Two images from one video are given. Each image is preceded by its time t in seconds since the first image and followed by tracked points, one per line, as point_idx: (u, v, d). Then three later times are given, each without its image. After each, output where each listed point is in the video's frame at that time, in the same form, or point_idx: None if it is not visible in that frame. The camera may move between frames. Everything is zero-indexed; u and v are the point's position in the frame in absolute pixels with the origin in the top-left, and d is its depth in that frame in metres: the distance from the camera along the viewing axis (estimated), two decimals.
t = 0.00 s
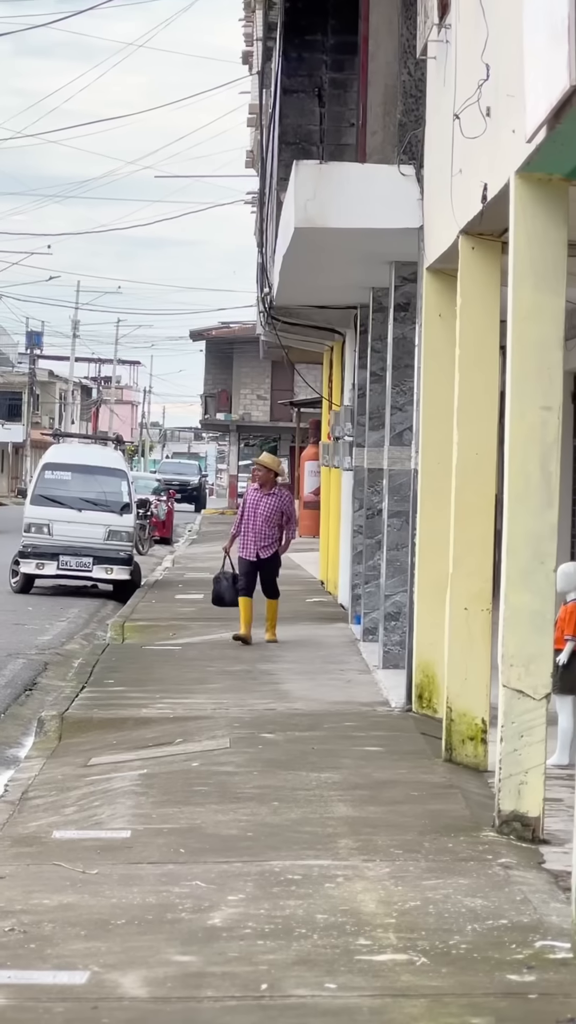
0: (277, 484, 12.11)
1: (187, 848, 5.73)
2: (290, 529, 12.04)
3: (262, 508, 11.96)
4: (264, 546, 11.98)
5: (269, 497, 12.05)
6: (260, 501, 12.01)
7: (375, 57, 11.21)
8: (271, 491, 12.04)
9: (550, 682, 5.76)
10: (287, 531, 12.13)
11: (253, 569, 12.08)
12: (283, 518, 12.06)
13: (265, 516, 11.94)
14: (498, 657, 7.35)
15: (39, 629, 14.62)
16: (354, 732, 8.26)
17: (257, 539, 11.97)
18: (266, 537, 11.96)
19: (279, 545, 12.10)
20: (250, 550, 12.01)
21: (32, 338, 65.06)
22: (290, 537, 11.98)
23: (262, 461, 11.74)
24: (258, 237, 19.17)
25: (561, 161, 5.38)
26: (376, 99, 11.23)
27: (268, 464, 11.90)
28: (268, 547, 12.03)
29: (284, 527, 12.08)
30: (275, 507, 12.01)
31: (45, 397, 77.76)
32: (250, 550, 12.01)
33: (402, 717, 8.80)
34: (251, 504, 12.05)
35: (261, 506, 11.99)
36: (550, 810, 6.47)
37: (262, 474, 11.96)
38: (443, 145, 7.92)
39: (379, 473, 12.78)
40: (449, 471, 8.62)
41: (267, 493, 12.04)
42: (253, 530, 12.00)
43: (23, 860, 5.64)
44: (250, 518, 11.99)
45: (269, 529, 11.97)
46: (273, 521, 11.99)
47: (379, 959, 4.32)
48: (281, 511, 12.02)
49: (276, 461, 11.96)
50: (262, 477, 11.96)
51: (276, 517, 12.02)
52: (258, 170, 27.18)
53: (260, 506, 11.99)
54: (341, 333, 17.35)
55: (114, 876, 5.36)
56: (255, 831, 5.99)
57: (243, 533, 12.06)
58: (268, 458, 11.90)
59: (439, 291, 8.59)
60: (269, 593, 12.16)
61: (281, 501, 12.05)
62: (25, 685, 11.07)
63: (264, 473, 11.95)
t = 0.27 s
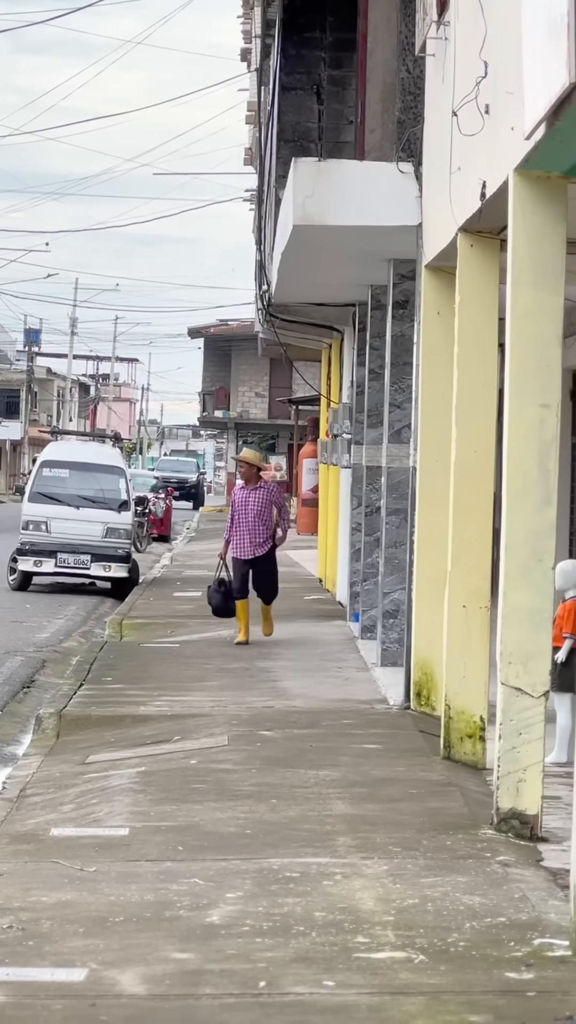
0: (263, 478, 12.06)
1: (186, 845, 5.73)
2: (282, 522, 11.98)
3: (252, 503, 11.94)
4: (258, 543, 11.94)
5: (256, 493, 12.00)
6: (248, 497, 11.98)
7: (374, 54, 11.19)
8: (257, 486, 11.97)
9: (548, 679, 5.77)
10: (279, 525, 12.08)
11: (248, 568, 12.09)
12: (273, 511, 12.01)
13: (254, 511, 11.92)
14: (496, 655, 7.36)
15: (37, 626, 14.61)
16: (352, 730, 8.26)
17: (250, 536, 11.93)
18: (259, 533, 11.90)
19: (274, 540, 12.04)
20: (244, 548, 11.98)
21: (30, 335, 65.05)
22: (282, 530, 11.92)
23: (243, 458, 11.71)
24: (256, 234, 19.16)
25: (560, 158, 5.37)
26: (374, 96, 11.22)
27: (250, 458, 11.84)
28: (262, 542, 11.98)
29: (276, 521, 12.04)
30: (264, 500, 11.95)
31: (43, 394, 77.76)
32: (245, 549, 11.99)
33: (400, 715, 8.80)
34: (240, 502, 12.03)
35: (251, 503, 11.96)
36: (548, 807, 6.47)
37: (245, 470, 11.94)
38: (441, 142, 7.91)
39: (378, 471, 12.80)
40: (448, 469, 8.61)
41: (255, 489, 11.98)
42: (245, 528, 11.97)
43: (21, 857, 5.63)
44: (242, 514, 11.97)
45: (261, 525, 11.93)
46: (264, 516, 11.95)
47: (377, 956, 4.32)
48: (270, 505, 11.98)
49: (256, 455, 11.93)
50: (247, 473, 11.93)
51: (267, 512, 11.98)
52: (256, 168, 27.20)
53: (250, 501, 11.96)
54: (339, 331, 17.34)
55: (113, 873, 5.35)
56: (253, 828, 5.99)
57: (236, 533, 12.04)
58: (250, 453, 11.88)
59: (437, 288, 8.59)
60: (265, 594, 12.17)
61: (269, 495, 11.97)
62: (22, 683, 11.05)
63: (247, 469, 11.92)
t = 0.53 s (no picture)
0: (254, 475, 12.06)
1: (184, 843, 5.73)
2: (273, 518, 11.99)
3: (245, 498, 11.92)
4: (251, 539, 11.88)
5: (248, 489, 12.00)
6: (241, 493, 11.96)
7: (372, 52, 11.15)
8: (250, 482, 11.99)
9: (546, 677, 5.77)
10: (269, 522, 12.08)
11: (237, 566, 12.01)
12: (264, 507, 12.01)
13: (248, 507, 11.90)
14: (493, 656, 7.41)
15: (35, 624, 14.60)
16: (350, 727, 8.26)
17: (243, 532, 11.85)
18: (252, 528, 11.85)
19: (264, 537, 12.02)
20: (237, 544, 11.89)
21: (28, 332, 65.04)
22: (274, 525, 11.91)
23: (241, 454, 11.72)
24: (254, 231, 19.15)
25: (558, 156, 5.37)
26: (373, 94, 11.21)
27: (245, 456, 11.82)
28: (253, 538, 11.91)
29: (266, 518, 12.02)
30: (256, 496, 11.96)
31: (41, 392, 77.76)
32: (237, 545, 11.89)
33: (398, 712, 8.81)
34: (233, 498, 11.99)
35: (244, 498, 11.94)
36: (546, 805, 6.48)
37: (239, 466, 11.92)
38: (440, 139, 7.91)
39: (375, 469, 12.93)
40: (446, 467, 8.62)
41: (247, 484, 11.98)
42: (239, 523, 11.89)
43: (19, 855, 5.63)
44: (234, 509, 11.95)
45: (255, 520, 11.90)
46: (257, 511, 11.94)
47: (375, 954, 4.32)
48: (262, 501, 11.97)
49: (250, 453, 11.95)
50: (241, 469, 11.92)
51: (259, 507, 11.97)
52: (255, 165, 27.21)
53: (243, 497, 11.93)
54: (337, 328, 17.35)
55: (110, 870, 5.35)
56: (251, 826, 5.98)
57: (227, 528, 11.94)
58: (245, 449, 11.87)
59: (435, 286, 8.59)
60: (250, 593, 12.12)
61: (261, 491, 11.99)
62: (20, 681, 11.04)
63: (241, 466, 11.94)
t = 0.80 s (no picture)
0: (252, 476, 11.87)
1: (182, 840, 5.74)
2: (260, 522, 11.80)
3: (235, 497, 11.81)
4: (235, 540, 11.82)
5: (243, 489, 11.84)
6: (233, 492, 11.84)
7: (371, 50, 11.12)
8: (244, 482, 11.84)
9: (544, 675, 5.78)
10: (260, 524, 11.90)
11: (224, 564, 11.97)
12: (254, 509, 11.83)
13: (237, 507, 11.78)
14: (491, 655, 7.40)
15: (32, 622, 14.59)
16: (348, 725, 8.27)
17: (228, 532, 11.82)
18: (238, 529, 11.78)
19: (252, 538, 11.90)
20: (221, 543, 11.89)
21: (27, 331, 65.02)
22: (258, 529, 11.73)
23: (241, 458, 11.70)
24: (253, 229, 19.14)
25: (556, 154, 5.37)
26: (372, 92, 11.21)
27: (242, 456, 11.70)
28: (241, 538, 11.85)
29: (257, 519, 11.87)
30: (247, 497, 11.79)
31: (40, 390, 77.72)
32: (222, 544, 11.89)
33: (397, 710, 8.82)
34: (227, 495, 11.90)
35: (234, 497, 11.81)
36: (544, 803, 6.48)
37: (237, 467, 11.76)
38: (438, 137, 7.91)
39: (374, 467, 12.88)
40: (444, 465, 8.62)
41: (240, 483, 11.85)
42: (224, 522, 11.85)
43: (17, 853, 5.63)
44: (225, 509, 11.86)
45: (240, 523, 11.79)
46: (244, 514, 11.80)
47: (373, 952, 4.32)
48: (253, 503, 11.79)
49: (252, 453, 11.82)
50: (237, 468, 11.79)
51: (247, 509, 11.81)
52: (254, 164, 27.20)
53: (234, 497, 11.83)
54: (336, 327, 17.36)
55: (109, 868, 5.35)
56: (249, 824, 5.99)
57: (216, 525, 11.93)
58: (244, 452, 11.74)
59: (434, 285, 8.59)
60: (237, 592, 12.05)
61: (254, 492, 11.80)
62: (18, 679, 11.04)
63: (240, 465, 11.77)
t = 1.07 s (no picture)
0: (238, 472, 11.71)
1: (180, 838, 5.73)
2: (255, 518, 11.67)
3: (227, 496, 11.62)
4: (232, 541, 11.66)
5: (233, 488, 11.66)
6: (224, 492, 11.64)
7: (370, 47, 11.12)
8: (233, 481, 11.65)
9: (543, 672, 5.78)
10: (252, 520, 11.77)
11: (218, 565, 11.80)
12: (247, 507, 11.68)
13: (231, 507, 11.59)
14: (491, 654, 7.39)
15: (31, 618, 14.64)
16: (347, 722, 8.28)
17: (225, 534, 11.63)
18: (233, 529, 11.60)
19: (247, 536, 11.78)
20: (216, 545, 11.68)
21: (25, 327, 65.04)
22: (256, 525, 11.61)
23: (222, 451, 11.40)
24: (252, 226, 19.13)
25: (556, 151, 5.35)
26: (371, 89, 11.19)
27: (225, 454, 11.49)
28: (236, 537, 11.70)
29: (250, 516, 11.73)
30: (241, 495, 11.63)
31: (38, 386, 77.67)
32: (218, 546, 11.70)
33: (396, 707, 8.83)
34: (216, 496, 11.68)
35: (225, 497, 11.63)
36: (542, 800, 6.48)
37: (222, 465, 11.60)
38: (437, 134, 7.90)
39: (372, 464, 12.86)
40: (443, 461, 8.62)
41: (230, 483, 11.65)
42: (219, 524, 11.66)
43: (16, 849, 5.64)
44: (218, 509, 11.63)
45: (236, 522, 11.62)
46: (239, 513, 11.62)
47: (371, 949, 4.33)
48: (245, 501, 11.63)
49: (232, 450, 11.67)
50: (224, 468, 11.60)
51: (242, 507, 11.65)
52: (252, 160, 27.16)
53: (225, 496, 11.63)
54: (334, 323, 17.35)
55: (107, 865, 5.36)
56: (248, 820, 6.00)
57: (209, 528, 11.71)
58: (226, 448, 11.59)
59: (433, 280, 8.58)
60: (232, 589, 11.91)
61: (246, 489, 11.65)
62: (17, 675, 11.04)
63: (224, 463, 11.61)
